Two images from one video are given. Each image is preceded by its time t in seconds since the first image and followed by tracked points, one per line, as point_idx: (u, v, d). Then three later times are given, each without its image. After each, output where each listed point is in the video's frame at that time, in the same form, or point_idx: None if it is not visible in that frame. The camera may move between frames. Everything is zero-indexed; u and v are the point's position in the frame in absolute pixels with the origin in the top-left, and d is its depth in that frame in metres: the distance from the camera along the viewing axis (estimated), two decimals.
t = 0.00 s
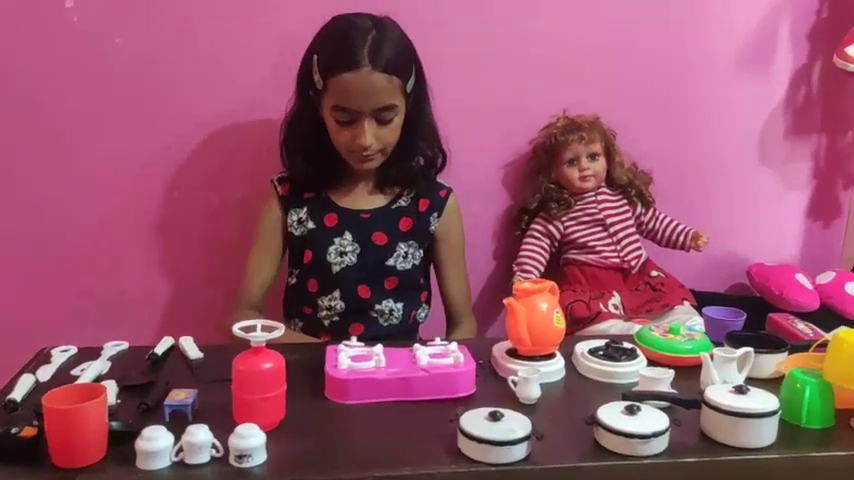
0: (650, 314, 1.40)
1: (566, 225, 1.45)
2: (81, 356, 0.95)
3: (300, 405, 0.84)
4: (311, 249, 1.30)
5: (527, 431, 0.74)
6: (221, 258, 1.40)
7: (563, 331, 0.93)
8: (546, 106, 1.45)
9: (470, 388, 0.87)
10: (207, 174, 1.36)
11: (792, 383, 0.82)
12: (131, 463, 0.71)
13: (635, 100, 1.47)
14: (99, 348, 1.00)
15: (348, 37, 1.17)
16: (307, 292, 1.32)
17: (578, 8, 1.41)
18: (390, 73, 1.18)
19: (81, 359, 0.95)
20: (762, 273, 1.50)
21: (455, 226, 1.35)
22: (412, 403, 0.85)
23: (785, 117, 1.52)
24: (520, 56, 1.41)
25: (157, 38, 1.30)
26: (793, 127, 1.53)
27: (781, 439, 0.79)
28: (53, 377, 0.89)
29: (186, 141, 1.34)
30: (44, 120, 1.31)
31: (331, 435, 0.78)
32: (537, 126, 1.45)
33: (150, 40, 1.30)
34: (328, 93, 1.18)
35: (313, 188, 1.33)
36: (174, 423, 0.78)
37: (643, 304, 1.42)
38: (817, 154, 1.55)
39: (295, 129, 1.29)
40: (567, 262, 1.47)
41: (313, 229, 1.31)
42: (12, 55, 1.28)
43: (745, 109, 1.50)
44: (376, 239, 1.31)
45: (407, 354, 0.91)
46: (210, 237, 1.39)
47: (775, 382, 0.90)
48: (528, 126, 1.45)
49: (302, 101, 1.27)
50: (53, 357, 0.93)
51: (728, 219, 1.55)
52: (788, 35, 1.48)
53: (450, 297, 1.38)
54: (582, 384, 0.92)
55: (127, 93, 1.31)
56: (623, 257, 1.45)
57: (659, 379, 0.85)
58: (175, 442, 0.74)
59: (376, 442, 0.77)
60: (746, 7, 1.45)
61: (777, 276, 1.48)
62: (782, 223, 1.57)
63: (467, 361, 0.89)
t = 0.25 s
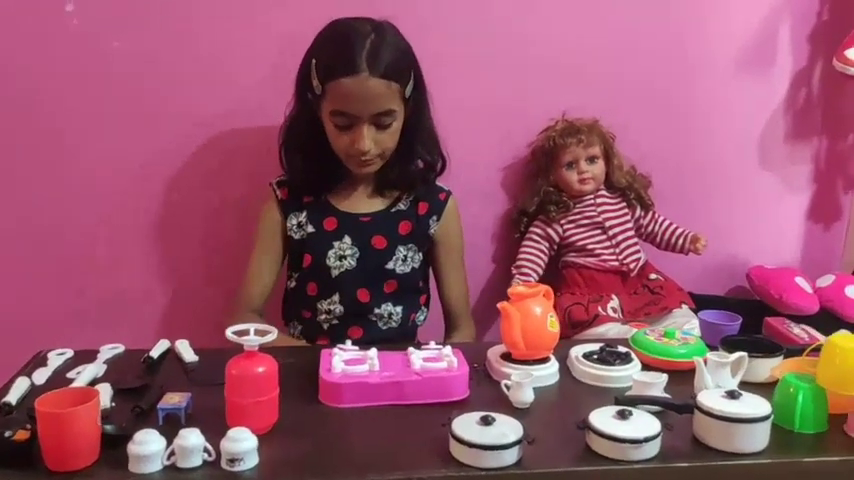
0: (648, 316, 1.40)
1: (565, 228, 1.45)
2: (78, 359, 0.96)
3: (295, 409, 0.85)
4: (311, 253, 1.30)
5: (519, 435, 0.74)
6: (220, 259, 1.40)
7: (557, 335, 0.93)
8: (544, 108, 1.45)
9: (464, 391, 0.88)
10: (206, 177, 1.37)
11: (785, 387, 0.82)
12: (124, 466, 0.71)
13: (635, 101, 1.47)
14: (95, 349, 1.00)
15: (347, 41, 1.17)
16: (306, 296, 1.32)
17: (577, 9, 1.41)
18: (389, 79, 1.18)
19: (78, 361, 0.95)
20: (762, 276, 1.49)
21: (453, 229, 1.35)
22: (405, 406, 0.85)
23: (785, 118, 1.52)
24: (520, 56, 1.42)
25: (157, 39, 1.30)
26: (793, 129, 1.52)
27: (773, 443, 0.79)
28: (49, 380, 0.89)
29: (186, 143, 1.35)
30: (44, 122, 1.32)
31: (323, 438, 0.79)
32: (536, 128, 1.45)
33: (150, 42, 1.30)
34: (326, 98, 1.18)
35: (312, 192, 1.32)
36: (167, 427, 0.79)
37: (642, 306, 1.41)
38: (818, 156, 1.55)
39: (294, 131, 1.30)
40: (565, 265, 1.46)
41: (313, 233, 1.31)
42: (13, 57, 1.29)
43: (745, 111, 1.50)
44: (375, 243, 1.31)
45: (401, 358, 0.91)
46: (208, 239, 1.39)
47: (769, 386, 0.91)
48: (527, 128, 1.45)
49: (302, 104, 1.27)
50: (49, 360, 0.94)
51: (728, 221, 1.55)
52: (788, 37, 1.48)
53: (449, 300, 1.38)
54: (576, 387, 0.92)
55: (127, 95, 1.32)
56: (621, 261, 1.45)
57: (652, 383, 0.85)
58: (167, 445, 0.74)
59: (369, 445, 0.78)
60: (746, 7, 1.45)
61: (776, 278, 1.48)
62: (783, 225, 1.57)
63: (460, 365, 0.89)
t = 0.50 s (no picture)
0: (648, 316, 1.40)
1: (565, 227, 1.44)
2: (72, 356, 0.95)
3: (288, 407, 0.84)
4: (309, 252, 1.30)
5: (510, 434, 0.74)
6: (218, 258, 1.40)
7: (553, 333, 0.93)
8: (544, 107, 1.44)
9: (458, 389, 0.87)
10: (204, 175, 1.36)
11: (781, 387, 0.82)
12: (113, 463, 0.71)
13: (635, 101, 1.46)
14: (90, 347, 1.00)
15: (343, 41, 1.16)
16: (304, 295, 1.32)
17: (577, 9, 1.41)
18: (386, 79, 1.17)
19: (72, 359, 0.95)
20: (763, 275, 1.48)
21: (452, 227, 1.35)
22: (398, 405, 0.85)
23: (786, 118, 1.51)
24: (520, 57, 1.41)
25: (156, 38, 1.30)
26: (794, 129, 1.51)
27: (768, 443, 0.78)
28: (42, 377, 0.89)
29: (185, 142, 1.35)
30: (43, 120, 1.32)
31: (314, 437, 0.78)
32: (535, 127, 1.45)
33: (150, 41, 1.30)
34: (323, 98, 1.18)
35: (311, 191, 1.32)
36: (158, 424, 0.79)
37: (642, 306, 1.41)
38: (819, 156, 1.53)
39: (293, 131, 1.29)
40: (565, 264, 1.46)
41: (311, 232, 1.30)
42: (12, 56, 1.29)
43: (746, 111, 1.49)
44: (374, 241, 1.30)
45: (394, 356, 0.91)
46: (207, 238, 1.39)
47: (765, 385, 0.90)
48: (526, 127, 1.44)
49: (299, 103, 1.27)
50: (43, 357, 0.94)
51: (728, 221, 1.54)
52: (789, 36, 1.47)
53: (448, 298, 1.37)
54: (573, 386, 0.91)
55: (125, 94, 1.32)
56: (621, 260, 1.44)
57: (646, 382, 0.85)
58: (157, 442, 0.74)
59: (361, 444, 0.77)
60: (746, 7, 1.44)
61: (777, 278, 1.47)
62: (784, 226, 1.56)
63: (454, 363, 0.89)
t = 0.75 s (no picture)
0: (645, 314, 1.39)
1: (562, 224, 1.43)
2: (64, 351, 0.95)
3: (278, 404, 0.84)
4: (304, 249, 1.30)
5: (499, 429, 0.74)
6: (214, 255, 1.40)
7: (545, 329, 0.93)
8: (542, 104, 1.43)
9: (449, 385, 0.87)
10: (200, 173, 1.36)
11: (773, 383, 0.81)
12: (100, 458, 0.71)
13: (635, 100, 1.45)
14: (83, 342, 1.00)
15: (337, 35, 1.17)
16: (300, 292, 1.32)
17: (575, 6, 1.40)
18: (380, 72, 1.17)
19: (64, 353, 0.95)
20: (762, 273, 1.47)
21: (447, 223, 1.34)
22: (390, 401, 0.85)
23: (786, 117, 1.50)
24: (520, 56, 1.41)
25: (153, 36, 1.30)
26: (794, 127, 1.50)
27: (760, 440, 0.78)
28: (33, 372, 0.90)
29: (181, 139, 1.34)
30: (39, 118, 1.31)
31: (306, 432, 0.79)
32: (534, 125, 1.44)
33: (146, 38, 1.30)
34: (317, 92, 1.18)
35: (306, 188, 1.32)
36: (147, 419, 0.79)
37: (639, 303, 1.40)
38: (819, 154, 1.52)
39: (288, 127, 1.29)
40: (562, 261, 1.45)
41: (306, 229, 1.30)
42: (8, 53, 1.29)
43: (747, 108, 1.48)
44: (369, 238, 1.30)
45: (386, 352, 0.91)
46: (203, 235, 1.39)
47: (758, 382, 0.90)
48: (524, 124, 1.43)
49: (293, 99, 1.26)
50: (35, 351, 0.94)
51: (727, 219, 1.53)
52: (790, 33, 1.46)
53: (442, 296, 1.37)
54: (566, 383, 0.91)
55: (121, 91, 1.31)
56: (619, 257, 1.43)
57: (638, 378, 0.85)
58: (145, 437, 0.74)
59: (350, 439, 0.77)
60: (746, 4, 1.44)
61: (776, 276, 1.46)
62: (784, 224, 1.55)
63: (445, 359, 0.88)
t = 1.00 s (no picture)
0: (643, 306, 1.38)
1: (560, 217, 1.42)
2: (55, 341, 0.95)
3: (269, 396, 0.84)
4: (300, 241, 1.29)
5: (491, 418, 0.74)
6: (209, 249, 1.38)
7: (539, 319, 0.92)
8: (540, 97, 1.42)
9: (442, 375, 0.87)
10: (195, 165, 1.35)
11: (769, 374, 0.81)
12: (88, 445, 0.71)
13: (635, 94, 1.44)
14: (75, 332, 1.00)
15: (330, 25, 1.16)
16: (296, 284, 1.31)
17: None
18: (373, 61, 1.16)
19: (56, 343, 0.95)
20: (762, 267, 1.46)
21: (443, 215, 1.33)
22: (381, 390, 0.86)
23: (786, 110, 1.48)
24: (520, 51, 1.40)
25: (147, 27, 1.29)
26: (795, 121, 1.49)
27: (755, 431, 0.77)
28: (24, 361, 0.89)
29: (175, 131, 1.33)
30: (32, 110, 1.30)
31: (300, 421, 0.78)
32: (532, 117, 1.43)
33: (140, 29, 1.29)
34: (310, 82, 1.17)
35: (301, 179, 1.31)
36: (137, 407, 0.79)
37: (638, 296, 1.39)
38: (820, 147, 1.51)
39: (283, 118, 1.28)
40: (560, 255, 1.44)
41: (301, 221, 1.29)
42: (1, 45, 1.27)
43: (748, 102, 1.47)
44: (364, 230, 1.29)
45: (380, 342, 0.91)
46: (198, 229, 1.37)
47: (755, 374, 0.89)
48: (522, 117, 1.42)
49: (288, 90, 1.26)
50: (27, 341, 0.94)
51: (727, 212, 1.52)
52: (790, 26, 1.45)
53: (438, 288, 1.36)
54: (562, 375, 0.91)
55: (115, 83, 1.30)
56: (617, 250, 1.42)
57: (632, 368, 0.84)
58: (133, 424, 0.74)
59: (341, 429, 0.77)
60: None
61: (776, 270, 1.45)
62: (785, 217, 1.53)
63: (439, 349, 0.89)
